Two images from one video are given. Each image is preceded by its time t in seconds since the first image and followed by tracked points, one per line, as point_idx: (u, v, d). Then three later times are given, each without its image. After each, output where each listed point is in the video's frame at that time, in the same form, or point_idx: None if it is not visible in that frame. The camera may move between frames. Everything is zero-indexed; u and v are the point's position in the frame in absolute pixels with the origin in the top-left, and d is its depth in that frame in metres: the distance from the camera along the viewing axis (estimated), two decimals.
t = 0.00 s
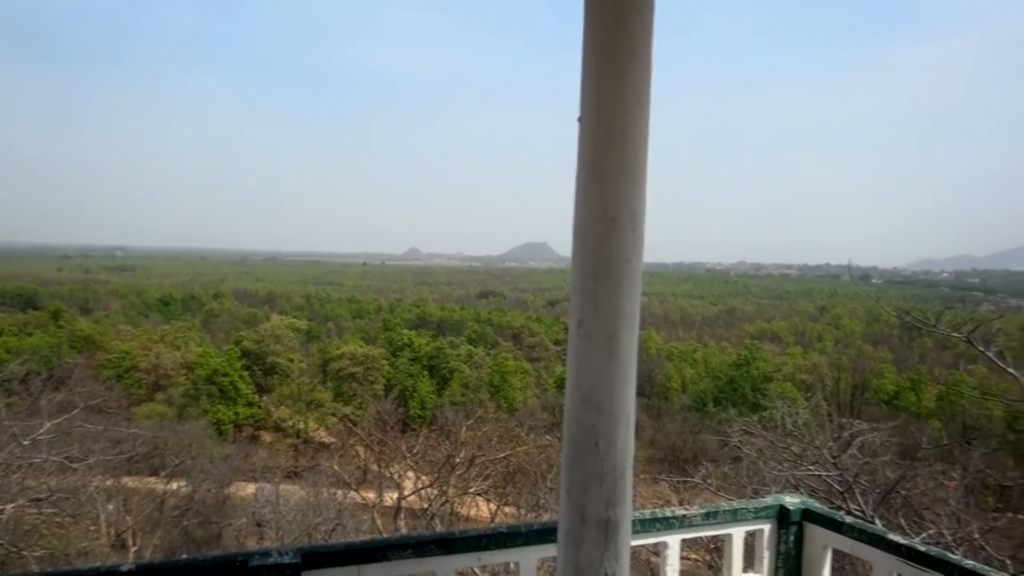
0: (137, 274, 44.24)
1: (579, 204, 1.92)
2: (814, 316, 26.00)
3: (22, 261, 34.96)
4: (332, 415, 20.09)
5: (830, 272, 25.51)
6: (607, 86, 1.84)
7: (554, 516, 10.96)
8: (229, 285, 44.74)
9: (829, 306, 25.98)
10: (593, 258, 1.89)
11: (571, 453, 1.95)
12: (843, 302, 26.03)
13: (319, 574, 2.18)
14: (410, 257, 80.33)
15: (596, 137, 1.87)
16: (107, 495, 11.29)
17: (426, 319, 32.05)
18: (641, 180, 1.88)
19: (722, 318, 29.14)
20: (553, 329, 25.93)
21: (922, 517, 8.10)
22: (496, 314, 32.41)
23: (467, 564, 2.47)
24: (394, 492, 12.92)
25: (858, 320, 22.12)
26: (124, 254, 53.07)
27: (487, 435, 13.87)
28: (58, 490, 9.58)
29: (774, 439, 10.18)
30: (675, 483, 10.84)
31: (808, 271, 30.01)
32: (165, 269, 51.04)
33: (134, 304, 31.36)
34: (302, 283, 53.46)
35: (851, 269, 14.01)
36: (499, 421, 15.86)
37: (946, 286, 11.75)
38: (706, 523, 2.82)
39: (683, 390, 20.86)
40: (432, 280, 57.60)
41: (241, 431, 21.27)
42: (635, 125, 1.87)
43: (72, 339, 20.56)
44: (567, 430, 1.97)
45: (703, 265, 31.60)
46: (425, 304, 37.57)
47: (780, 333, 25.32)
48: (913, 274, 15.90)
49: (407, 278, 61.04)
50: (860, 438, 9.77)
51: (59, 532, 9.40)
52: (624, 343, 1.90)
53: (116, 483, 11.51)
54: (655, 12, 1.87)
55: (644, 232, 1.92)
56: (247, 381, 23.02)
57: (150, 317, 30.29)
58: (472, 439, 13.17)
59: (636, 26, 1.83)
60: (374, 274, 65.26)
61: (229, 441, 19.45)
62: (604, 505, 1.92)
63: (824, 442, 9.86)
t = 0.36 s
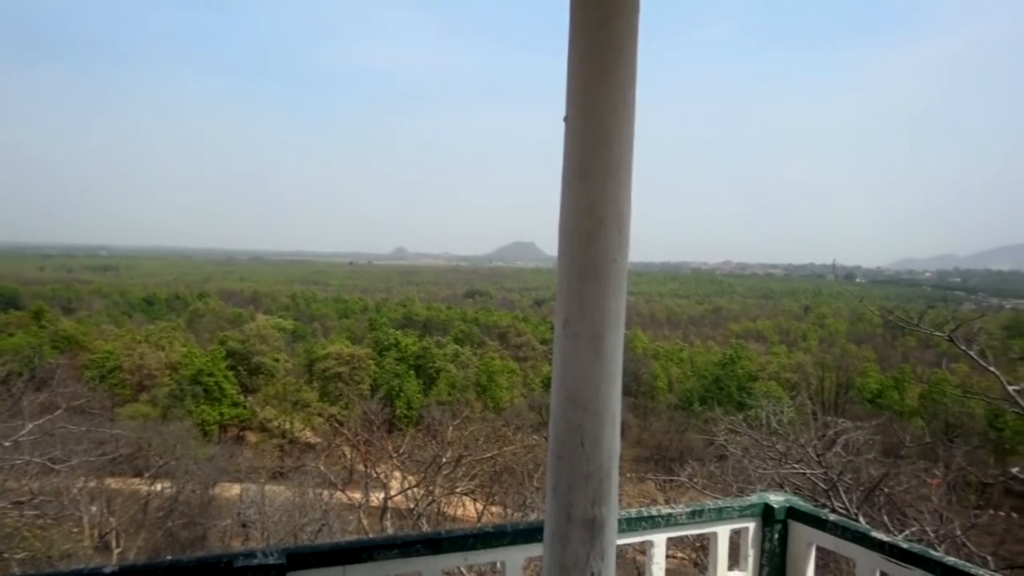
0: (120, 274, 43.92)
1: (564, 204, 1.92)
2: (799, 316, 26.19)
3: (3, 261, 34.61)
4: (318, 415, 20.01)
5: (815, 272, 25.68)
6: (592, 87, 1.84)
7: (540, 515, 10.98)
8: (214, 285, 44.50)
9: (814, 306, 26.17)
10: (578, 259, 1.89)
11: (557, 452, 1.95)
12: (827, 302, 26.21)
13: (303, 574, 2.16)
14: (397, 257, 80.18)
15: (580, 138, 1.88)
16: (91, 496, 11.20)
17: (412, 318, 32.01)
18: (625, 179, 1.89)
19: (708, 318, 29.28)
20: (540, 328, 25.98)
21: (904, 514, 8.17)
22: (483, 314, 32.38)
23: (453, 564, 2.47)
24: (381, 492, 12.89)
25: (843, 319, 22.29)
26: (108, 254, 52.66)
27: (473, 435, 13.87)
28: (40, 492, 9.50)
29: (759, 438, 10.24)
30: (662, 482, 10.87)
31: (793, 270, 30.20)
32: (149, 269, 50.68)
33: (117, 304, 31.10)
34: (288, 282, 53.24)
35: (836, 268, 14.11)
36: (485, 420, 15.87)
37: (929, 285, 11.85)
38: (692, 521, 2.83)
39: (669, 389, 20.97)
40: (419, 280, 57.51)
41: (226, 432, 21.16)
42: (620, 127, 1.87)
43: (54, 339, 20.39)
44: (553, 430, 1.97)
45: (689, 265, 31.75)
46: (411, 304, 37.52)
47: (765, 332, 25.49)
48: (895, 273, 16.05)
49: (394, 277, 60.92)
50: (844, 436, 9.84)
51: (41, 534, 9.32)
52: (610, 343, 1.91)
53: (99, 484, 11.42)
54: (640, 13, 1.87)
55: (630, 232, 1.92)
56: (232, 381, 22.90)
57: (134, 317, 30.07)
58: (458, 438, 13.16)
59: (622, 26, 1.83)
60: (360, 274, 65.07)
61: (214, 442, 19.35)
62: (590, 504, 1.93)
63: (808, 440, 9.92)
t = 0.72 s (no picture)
0: (105, 274, 43.60)
1: (551, 204, 1.92)
2: (786, 315, 26.34)
3: None
4: (306, 415, 19.92)
5: (801, 272, 25.81)
6: (579, 86, 1.84)
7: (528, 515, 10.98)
8: (201, 285, 44.26)
9: (801, 306, 26.33)
10: (566, 258, 1.89)
11: (544, 452, 1.95)
12: (813, 301, 26.36)
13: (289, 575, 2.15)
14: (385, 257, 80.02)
15: (567, 138, 1.88)
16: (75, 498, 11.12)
17: (400, 318, 31.95)
18: (613, 179, 1.89)
19: (695, 317, 29.40)
20: (528, 328, 26.00)
21: (890, 512, 8.23)
22: (471, 314, 32.35)
23: (441, 564, 2.46)
24: (368, 492, 12.84)
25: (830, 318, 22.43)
26: (93, 253, 52.24)
27: (462, 434, 13.85)
28: (24, 494, 9.42)
29: (746, 437, 10.28)
30: (650, 481, 10.89)
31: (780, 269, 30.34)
32: (135, 268, 50.33)
33: (102, 304, 30.86)
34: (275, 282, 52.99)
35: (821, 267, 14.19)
36: (474, 420, 15.86)
37: (913, 285, 11.94)
38: (679, 520, 2.84)
39: (657, 389, 21.04)
40: (407, 280, 57.40)
41: (213, 433, 21.05)
42: (608, 126, 1.87)
43: (37, 340, 20.21)
44: (541, 430, 1.97)
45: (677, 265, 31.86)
46: (399, 304, 37.45)
47: (752, 331, 25.61)
48: (881, 272, 16.15)
49: (382, 277, 60.77)
50: (830, 435, 9.90)
51: (24, 537, 9.24)
52: (597, 342, 1.91)
53: (83, 485, 11.34)
54: (627, 14, 1.88)
55: (617, 232, 1.93)
56: (219, 381, 22.77)
57: (119, 317, 29.85)
58: (447, 438, 13.13)
59: (608, 26, 1.83)
60: (348, 274, 64.87)
61: (200, 443, 19.25)
62: (577, 503, 1.93)
63: (795, 439, 9.97)
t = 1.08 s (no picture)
0: (89, 274, 43.21)
1: (537, 204, 1.92)
2: (771, 314, 26.50)
3: None
4: (292, 416, 19.81)
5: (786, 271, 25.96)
6: (565, 87, 1.85)
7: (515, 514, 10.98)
8: (185, 284, 43.95)
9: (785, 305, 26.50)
10: (552, 258, 1.89)
11: (530, 451, 1.96)
12: (798, 301, 26.55)
13: None
14: (372, 257, 79.79)
15: (553, 137, 1.88)
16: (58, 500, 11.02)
17: (387, 318, 31.88)
18: (598, 178, 1.89)
19: (681, 317, 29.52)
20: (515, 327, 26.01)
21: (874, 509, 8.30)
22: (457, 313, 32.31)
23: (427, 563, 2.46)
24: (354, 493, 12.79)
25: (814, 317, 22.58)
26: (75, 253, 51.76)
27: (449, 434, 13.83)
28: (5, 496, 9.33)
29: (732, 435, 10.33)
30: (637, 480, 10.92)
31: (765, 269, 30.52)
32: (118, 268, 49.91)
33: (85, 304, 30.57)
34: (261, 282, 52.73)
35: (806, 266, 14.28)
36: (460, 420, 15.85)
37: (897, 285, 12.04)
38: (665, 519, 2.85)
39: (643, 388, 21.11)
40: (394, 279, 57.27)
41: (198, 433, 20.92)
42: (594, 126, 1.87)
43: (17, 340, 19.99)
44: (527, 429, 1.97)
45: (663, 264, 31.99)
46: (385, 303, 37.36)
47: (738, 331, 25.76)
48: (865, 272, 16.28)
49: (368, 276, 60.58)
50: (815, 433, 9.96)
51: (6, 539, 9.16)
52: (583, 342, 1.91)
53: (66, 487, 11.24)
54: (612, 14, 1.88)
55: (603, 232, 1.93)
56: (204, 382, 22.62)
57: (103, 317, 29.59)
58: (433, 438, 13.10)
59: (595, 25, 1.83)
60: (334, 273, 64.63)
61: (185, 444, 19.12)
62: (563, 503, 1.93)
63: (780, 437, 10.03)
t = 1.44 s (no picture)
0: (74, 273, 42.86)
1: (525, 204, 1.92)
2: (758, 314, 26.63)
3: None
4: (279, 416, 19.72)
5: (773, 271, 26.08)
6: (553, 85, 1.85)
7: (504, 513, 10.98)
8: (172, 284, 43.67)
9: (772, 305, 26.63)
10: (540, 257, 1.89)
11: (519, 450, 1.96)
12: (785, 301, 26.69)
13: None
14: (360, 257, 79.60)
15: (540, 136, 1.88)
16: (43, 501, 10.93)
17: (375, 317, 31.81)
18: (586, 178, 1.90)
19: (670, 316, 29.62)
20: (504, 327, 26.00)
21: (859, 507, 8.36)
22: (446, 313, 32.25)
23: (415, 563, 2.46)
24: (342, 493, 12.76)
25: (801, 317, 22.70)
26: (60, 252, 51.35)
27: (437, 434, 13.82)
28: None
29: (719, 434, 10.37)
30: (625, 479, 10.95)
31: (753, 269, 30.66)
32: (104, 268, 49.54)
33: (70, 303, 30.31)
34: (248, 282, 52.53)
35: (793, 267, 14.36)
36: (449, 420, 15.84)
37: (883, 284, 12.13)
38: (653, 518, 2.85)
39: (632, 387, 21.16)
40: (382, 279, 57.17)
41: (185, 434, 20.80)
42: (581, 126, 1.88)
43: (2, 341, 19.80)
44: (514, 428, 1.97)
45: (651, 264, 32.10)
46: (374, 303, 37.30)
47: (726, 330, 25.87)
48: (851, 271, 16.39)
49: (356, 276, 60.42)
50: (802, 432, 10.01)
51: None
52: (571, 341, 1.92)
53: (51, 488, 11.16)
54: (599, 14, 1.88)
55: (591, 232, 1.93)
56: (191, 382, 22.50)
57: (88, 317, 29.36)
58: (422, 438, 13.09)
59: (583, 26, 1.84)
60: (322, 273, 64.41)
61: (171, 444, 19.01)
62: (551, 502, 1.93)
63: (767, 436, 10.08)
